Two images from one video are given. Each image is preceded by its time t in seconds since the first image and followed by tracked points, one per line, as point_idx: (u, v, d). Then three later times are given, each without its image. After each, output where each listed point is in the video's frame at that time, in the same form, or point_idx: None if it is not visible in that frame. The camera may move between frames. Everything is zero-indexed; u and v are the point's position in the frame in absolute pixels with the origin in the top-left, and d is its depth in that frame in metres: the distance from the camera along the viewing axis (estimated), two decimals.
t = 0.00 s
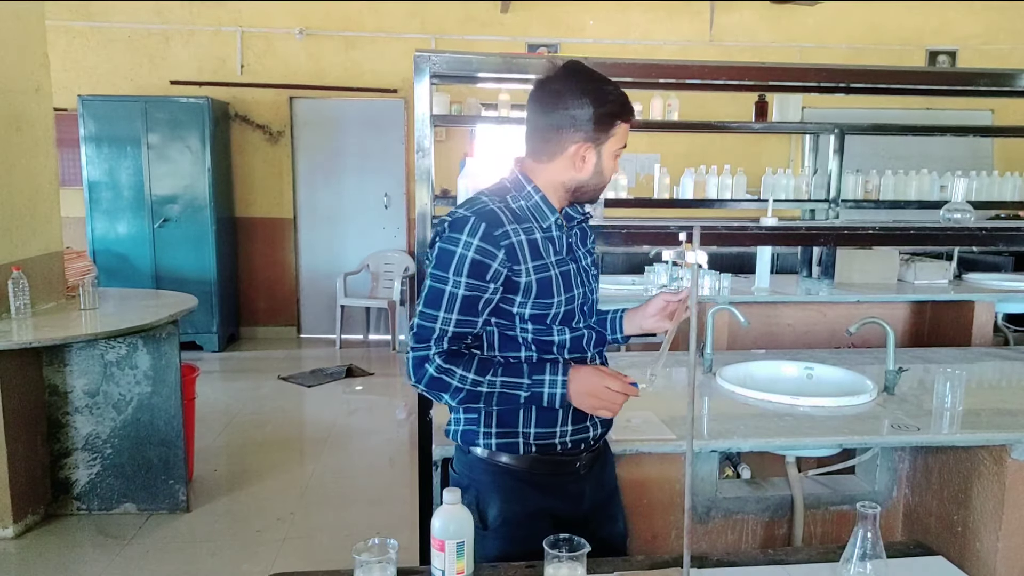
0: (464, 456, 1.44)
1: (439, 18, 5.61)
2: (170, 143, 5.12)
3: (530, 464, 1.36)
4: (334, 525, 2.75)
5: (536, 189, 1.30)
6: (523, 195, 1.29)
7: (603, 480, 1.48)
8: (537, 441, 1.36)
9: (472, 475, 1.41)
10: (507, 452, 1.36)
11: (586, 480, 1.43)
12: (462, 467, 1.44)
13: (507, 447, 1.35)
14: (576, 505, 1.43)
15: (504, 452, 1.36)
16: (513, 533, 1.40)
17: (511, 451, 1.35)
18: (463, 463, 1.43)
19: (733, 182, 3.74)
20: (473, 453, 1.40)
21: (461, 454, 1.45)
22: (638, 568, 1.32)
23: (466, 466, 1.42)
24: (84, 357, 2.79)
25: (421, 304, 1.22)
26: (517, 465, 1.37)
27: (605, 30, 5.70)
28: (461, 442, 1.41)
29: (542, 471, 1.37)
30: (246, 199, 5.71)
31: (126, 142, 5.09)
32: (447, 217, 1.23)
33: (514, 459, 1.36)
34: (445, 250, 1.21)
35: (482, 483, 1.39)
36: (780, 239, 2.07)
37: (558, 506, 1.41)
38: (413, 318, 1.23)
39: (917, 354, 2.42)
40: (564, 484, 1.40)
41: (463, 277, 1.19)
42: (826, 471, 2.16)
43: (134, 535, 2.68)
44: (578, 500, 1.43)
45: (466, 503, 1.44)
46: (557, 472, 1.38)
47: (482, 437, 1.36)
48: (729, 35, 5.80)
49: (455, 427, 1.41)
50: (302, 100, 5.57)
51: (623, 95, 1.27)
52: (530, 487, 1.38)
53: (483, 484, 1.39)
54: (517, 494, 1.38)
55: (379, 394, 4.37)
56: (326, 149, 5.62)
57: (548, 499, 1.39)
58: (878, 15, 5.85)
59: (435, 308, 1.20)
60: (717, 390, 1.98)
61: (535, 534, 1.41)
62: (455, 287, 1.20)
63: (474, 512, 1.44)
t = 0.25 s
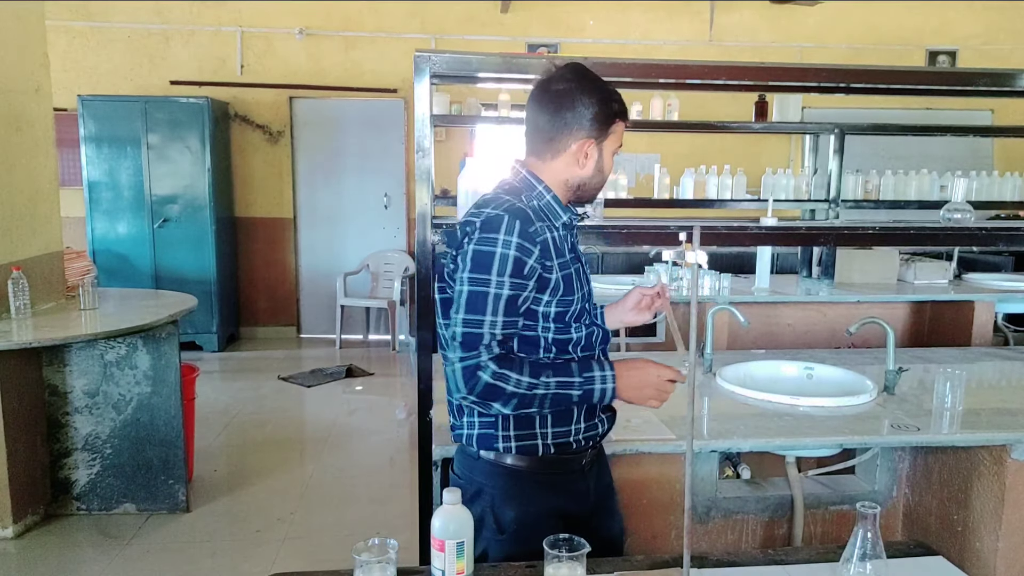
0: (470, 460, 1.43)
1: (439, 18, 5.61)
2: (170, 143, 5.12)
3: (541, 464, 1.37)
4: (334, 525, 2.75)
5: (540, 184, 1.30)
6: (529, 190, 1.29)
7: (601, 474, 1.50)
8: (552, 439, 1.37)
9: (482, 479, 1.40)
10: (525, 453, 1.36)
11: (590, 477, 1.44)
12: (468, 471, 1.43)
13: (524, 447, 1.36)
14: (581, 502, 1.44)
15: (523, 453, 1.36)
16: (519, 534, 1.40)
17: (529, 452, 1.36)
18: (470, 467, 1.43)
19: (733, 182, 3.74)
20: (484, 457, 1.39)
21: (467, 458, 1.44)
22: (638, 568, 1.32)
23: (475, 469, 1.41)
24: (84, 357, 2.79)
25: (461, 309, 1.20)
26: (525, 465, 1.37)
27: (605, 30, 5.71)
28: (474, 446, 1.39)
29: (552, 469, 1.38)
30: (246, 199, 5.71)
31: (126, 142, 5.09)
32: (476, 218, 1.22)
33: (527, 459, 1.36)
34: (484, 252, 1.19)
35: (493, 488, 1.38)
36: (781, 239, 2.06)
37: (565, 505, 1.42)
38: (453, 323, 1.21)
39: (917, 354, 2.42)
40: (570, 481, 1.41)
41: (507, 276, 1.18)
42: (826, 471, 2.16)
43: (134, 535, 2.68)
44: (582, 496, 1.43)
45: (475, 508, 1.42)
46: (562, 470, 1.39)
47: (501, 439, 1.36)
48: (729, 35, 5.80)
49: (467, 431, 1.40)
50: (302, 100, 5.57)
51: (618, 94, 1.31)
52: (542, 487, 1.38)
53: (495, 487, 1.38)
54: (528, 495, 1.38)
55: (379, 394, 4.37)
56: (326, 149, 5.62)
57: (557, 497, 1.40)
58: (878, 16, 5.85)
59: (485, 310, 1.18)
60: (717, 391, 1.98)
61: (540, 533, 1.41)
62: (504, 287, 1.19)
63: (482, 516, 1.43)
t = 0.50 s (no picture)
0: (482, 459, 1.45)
1: (439, 18, 5.61)
2: (170, 143, 5.12)
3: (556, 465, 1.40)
4: (334, 525, 2.75)
5: (557, 179, 1.32)
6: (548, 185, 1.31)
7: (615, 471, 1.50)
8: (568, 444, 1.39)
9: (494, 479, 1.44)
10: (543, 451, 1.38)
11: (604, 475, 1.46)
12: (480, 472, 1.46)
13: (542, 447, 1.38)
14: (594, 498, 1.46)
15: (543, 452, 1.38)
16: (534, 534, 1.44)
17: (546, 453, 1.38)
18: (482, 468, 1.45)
19: (733, 182, 3.74)
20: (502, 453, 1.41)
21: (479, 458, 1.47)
22: (639, 568, 1.32)
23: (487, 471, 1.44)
24: (85, 357, 2.79)
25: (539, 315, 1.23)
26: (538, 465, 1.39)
27: (605, 30, 5.71)
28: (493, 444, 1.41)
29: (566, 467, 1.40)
30: (246, 199, 5.71)
31: (126, 141, 5.09)
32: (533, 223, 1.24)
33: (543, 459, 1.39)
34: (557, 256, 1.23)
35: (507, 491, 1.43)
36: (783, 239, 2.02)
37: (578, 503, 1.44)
38: (551, 336, 1.22)
39: (917, 354, 2.42)
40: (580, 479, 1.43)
41: (587, 275, 1.23)
42: (826, 471, 2.16)
43: (133, 535, 2.68)
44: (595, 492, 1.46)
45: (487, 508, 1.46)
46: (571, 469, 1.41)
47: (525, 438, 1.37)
48: (728, 35, 5.80)
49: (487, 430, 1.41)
50: (301, 100, 5.58)
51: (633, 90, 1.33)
52: (548, 486, 1.41)
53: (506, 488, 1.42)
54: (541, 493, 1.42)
55: (380, 394, 4.37)
56: (326, 149, 5.62)
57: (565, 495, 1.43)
58: (878, 15, 5.85)
59: (573, 317, 1.21)
60: (717, 391, 1.98)
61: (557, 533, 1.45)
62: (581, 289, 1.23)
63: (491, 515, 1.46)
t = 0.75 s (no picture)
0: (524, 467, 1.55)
1: (439, 19, 5.61)
2: (170, 143, 5.12)
3: (608, 463, 1.51)
4: (334, 525, 2.75)
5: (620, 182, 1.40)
6: (614, 186, 1.39)
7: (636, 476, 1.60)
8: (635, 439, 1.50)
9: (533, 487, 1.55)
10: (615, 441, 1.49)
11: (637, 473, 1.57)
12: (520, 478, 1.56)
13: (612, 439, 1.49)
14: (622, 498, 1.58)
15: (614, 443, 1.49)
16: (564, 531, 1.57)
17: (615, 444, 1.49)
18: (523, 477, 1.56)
19: (733, 182, 3.74)
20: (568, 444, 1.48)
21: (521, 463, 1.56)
22: (639, 568, 1.32)
23: (530, 479, 1.54)
24: (85, 357, 2.79)
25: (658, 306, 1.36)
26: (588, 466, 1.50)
27: (605, 30, 5.71)
28: (566, 435, 1.48)
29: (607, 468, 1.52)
30: (246, 199, 5.71)
31: (126, 141, 5.10)
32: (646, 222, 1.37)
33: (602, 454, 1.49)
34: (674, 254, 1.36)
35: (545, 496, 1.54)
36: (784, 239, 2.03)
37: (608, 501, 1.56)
38: (666, 324, 1.35)
39: (917, 354, 2.42)
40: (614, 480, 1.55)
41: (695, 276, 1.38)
42: (827, 471, 2.16)
43: (134, 535, 2.68)
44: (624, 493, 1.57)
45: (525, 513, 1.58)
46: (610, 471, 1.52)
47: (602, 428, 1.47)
48: (729, 35, 5.80)
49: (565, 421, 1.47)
50: (301, 100, 5.58)
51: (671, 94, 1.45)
52: (585, 490, 1.53)
53: (546, 494, 1.54)
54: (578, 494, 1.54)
55: (380, 394, 4.37)
56: (326, 149, 5.63)
57: (598, 498, 1.55)
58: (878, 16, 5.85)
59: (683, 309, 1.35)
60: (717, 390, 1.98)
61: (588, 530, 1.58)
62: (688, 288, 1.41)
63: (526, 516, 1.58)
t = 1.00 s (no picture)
0: (570, 465, 1.52)
1: (439, 19, 5.61)
2: (170, 142, 5.12)
3: (667, 459, 1.48)
4: (334, 525, 2.75)
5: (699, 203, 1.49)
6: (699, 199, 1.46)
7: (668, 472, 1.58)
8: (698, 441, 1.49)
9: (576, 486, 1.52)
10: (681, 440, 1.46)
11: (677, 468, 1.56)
12: (563, 477, 1.54)
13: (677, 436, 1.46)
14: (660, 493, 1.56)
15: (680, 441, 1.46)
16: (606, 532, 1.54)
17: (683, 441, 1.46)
18: (566, 477, 1.53)
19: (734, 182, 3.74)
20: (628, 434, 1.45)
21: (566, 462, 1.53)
22: (639, 567, 1.32)
23: (576, 480, 1.51)
24: (84, 357, 2.79)
25: (754, 312, 1.39)
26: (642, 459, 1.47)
27: (605, 30, 5.71)
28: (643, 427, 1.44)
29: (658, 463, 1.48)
30: (246, 199, 5.71)
31: (126, 141, 5.09)
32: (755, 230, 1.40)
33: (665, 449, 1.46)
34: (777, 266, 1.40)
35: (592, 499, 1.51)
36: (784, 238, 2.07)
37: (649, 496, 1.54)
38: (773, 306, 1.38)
39: (918, 354, 2.42)
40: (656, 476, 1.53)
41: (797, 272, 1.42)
42: (827, 471, 2.16)
43: (134, 535, 2.68)
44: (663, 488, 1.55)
45: (567, 513, 1.55)
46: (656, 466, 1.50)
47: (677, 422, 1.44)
48: (729, 36, 5.80)
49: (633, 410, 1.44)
50: (301, 100, 5.58)
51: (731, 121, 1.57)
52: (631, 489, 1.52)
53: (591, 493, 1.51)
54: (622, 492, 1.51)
55: (381, 393, 4.37)
56: (326, 149, 5.63)
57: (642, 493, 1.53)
58: (877, 16, 5.85)
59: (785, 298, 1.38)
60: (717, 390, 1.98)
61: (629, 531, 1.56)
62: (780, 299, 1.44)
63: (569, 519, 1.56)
